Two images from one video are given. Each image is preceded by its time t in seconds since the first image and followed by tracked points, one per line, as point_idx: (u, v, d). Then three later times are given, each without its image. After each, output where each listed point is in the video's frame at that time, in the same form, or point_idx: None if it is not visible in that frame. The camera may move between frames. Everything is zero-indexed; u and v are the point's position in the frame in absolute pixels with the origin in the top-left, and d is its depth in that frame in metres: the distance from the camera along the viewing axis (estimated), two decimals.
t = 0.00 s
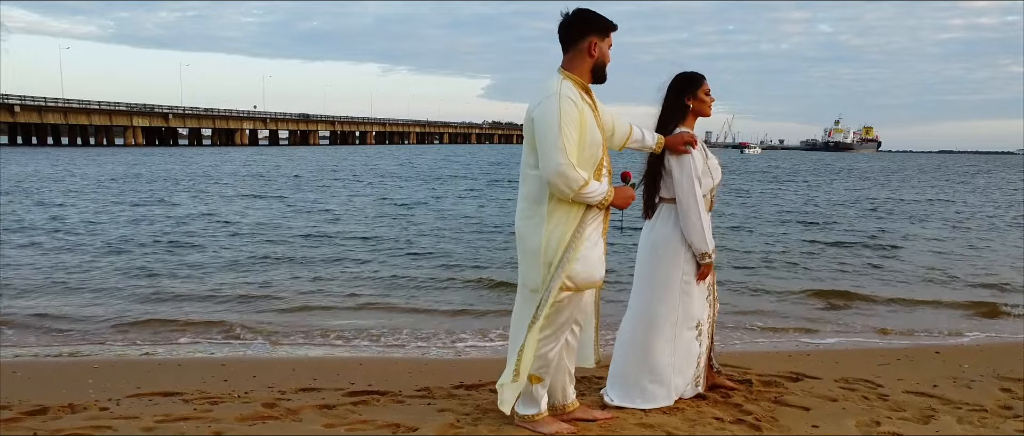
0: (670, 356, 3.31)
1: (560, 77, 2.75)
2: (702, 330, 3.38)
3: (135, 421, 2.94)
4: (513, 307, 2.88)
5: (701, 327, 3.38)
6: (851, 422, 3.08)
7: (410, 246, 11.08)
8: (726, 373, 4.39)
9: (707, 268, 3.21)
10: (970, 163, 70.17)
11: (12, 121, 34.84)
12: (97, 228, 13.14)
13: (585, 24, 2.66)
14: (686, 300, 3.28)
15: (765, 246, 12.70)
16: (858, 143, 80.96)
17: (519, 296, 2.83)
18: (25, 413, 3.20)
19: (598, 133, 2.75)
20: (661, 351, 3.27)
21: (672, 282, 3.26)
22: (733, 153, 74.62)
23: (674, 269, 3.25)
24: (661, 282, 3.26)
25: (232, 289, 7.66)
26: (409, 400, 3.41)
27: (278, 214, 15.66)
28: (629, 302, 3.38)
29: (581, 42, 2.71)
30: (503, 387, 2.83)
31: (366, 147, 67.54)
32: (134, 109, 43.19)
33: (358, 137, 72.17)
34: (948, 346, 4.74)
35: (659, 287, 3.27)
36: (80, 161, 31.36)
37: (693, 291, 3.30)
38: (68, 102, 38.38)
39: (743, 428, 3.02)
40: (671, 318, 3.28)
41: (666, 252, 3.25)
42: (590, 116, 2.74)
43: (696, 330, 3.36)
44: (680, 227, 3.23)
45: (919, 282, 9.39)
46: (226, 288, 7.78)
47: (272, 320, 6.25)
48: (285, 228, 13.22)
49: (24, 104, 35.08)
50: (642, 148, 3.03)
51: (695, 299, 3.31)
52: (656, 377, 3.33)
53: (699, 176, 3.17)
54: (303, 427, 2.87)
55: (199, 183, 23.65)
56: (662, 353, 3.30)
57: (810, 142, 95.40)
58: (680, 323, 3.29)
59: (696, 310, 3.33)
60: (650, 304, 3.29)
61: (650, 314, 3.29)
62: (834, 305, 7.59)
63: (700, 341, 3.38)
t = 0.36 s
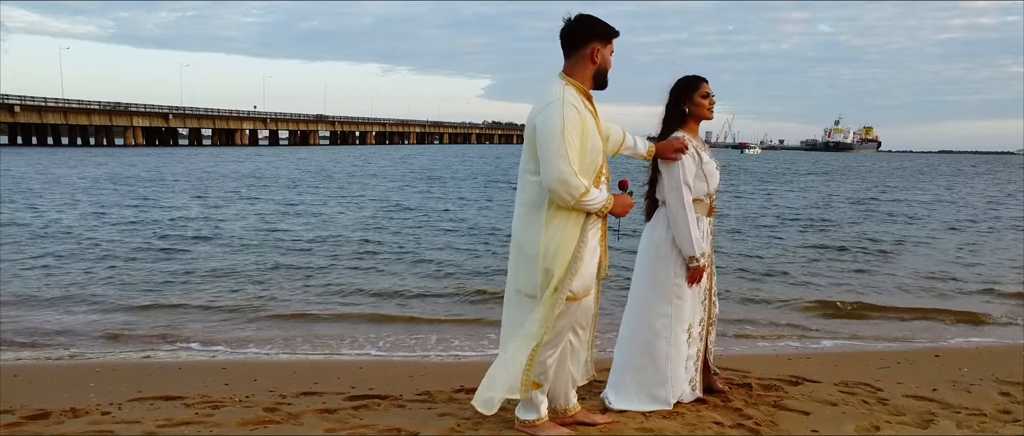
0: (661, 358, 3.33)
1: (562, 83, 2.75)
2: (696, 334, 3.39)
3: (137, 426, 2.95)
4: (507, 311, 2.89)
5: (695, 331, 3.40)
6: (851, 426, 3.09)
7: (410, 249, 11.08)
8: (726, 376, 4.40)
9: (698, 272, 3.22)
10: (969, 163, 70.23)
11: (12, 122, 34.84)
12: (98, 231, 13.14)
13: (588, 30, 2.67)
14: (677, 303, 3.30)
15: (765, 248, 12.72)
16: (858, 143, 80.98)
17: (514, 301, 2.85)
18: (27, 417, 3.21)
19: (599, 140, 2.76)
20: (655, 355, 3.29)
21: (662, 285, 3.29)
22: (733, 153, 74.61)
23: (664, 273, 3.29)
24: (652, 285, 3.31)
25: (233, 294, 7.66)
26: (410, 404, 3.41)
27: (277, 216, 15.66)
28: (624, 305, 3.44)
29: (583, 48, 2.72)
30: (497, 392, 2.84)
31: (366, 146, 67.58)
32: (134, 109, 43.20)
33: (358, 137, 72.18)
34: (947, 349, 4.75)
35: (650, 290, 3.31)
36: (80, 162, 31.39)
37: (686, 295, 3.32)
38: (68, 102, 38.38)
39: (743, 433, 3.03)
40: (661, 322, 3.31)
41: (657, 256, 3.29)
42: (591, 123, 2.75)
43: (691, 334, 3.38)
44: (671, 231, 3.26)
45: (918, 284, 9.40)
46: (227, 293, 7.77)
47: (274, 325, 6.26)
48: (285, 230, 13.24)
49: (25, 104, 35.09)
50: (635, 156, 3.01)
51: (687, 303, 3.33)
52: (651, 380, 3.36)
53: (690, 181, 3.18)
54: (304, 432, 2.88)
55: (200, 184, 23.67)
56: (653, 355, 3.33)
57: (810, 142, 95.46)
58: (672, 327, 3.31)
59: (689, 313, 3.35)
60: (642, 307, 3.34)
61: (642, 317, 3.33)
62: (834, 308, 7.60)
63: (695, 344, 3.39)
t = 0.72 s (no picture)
0: (657, 357, 3.38)
1: (561, 89, 2.74)
2: (695, 337, 3.41)
3: (137, 432, 2.94)
4: (500, 315, 2.86)
5: (694, 335, 3.41)
6: (851, 431, 3.09)
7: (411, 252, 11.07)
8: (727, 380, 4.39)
9: (694, 273, 3.25)
10: (970, 163, 70.25)
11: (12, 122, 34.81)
12: (97, 232, 13.14)
13: (585, 35, 2.68)
14: (674, 306, 3.34)
15: (766, 250, 12.71)
16: (858, 143, 80.98)
17: (506, 307, 2.83)
18: (27, 422, 3.21)
19: (599, 147, 2.76)
20: (649, 355, 3.37)
21: (658, 286, 3.35)
22: (733, 153, 74.63)
23: (661, 275, 3.34)
24: (649, 285, 3.38)
25: (233, 296, 7.66)
26: (410, 409, 3.41)
27: (278, 217, 15.66)
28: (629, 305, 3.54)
29: (581, 54, 2.73)
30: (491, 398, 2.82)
31: (366, 146, 67.59)
32: (134, 109, 43.16)
33: (358, 137, 72.27)
34: (948, 353, 4.75)
35: (648, 291, 3.39)
36: (80, 163, 31.38)
37: (685, 299, 3.35)
38: (68, 102, 38.37)
39: None
40: (656, 321, 3.36)
41: (656, 258, 3.36)
42: (592, 131, 2.75)
43: (692, 338, 3.40)
44: (668, 234, 3.30)
45: (919, 286, 9.40)
46: (227, 294, 7.77)
47: (274, 327, 6.25)
48: (285, 232, 13.25)
49: (24, 104, 35.07)
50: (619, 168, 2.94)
51: (684, 305, 3.35)
52: (646, 380, 3.42)
53: (684, 185, 3.22)
54: None
55: (200, 185, 23.70)
56: (649, 354, 3.39)
57: (810, 142, 95.51)
58: (669, 329, 3.36)
59: (687, 316, 3.37)
60: (640, 309, 3.42)
61: (640, 317, 3.42)
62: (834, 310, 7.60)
63: (693, 348, 3.41)
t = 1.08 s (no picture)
0: (656, 359, 3.42)
1: (558, 98, 2.72)
2: (700, 343, 3.40)
3: None
4: (495, 326, 2.83)
5: (699, 340, 3.40)
6: None
7: (411, 254, 11.08)
8: (727, 385, 4.38)
9: (696, 277, 3.28)
10: (971, 163, 70.19)
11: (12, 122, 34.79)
12: (97, 232, 13.12)
13: (578, 44, 2.68)
14: (677, 308, 3.37)
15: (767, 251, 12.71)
16: (858, 143, 81.09)
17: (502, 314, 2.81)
18: (26, 429, 3.21)
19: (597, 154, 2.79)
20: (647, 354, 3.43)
21: (663, 287, 3.41)
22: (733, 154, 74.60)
23: (667, 276, 3.39)
24: (655, 286, 3.45)
25: (235, 297, 7.66)
26: (411, 415, 3.41)
27: (278, 218, 15.66)
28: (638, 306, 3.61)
29: (574, 63, 2.72)
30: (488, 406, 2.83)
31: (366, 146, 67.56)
32: (134, 109, 43.14)
33: (358, 137, 72.23)
34: (948, 357, 4.75)
35: (655, 292, 3.46)
36: (80, 163, 31.37)
37: (690, 303, 3.36)
38: (68, 102, 38.36)
39: None
40: (658, 322, 3.42)
41: (663, 260, 3.42)
42: (590, 139, 2.76)
43: (699, 343, 3.40)
44: (673, 237, 3.35)
45: (920, 288, 9.38)
46: (227, 295, 7.78)
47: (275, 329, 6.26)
48: (286, 233, 13.26)
49: (24, 103, 35.00)
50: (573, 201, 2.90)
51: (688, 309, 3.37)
52: (646, 380, 3.47)
53: (691, 191, 3.24)
54: None
55: (201, 185, 23.71)
56: (649, 354, 3.44)
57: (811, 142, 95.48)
58: (671, 332, 3.39)
59: (691, 321, 3.38)
60: (645, 309, 3.50)
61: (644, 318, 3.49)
62: (835, 313, 7.61)
63: (696, 353, 3.41)
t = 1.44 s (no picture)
0: (656, 358, 3.45)
1: (545, 101, 2.72)
2: (699, 343, 3.40)
3: None
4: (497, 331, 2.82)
5: (699, 341, 3.40)
6: None
7: (412, 255, 11.08)
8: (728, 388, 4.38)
9: (693, 278, 3.30)
10: (971, 163, 70.23)
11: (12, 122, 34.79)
12: (97, 233, 13.12)
13: (560, 54, 2.69)
14: (676, 307, 3.40)
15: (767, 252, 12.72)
16: (858, 143, 81.05)
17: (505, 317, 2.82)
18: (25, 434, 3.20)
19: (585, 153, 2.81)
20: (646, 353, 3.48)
21: (665, 287, 3.46)
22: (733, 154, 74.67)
23: (669, 276, 3.44)
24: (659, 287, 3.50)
25: (235, 300, 7.65)
26: (411, 419, 3.41)
27: (278, 219, 15.67)
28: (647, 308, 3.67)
29: (556, 66, 2.73)
30: (494, 409, 2.84)
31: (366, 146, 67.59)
32: (134, 109, 43.14)
33: (358, 137, 72.25)
34: (949, 360, 4.74)
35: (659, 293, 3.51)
36: (80, 163, 31.35)
37: (690, 304, 3.37)
38: (68, 102, 38.36)
39: None
40: (660, 322, 3.46)
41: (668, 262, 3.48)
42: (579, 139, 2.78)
43: (699, 344, 3.40)
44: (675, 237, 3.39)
45: (920, 288, 9.39)
46: (227, 298, 7.77)
47: (275, 333, 6.25)
48: (286, 234, 13.25)
49: (24, 103, 35.03)
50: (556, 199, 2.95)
51: (687, 309, 3.39)
52: (647, 380, 3.51)
53: (691, 193, 3.26)
54: None
55: (201, 186, 23.72)
56: (650, 354, 3.48)
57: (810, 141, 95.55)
58: (671, 332, 3.42)
59: (690, 321, 3.39)
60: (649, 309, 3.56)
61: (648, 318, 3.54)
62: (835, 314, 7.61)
63: (695, 354, 3.40)
